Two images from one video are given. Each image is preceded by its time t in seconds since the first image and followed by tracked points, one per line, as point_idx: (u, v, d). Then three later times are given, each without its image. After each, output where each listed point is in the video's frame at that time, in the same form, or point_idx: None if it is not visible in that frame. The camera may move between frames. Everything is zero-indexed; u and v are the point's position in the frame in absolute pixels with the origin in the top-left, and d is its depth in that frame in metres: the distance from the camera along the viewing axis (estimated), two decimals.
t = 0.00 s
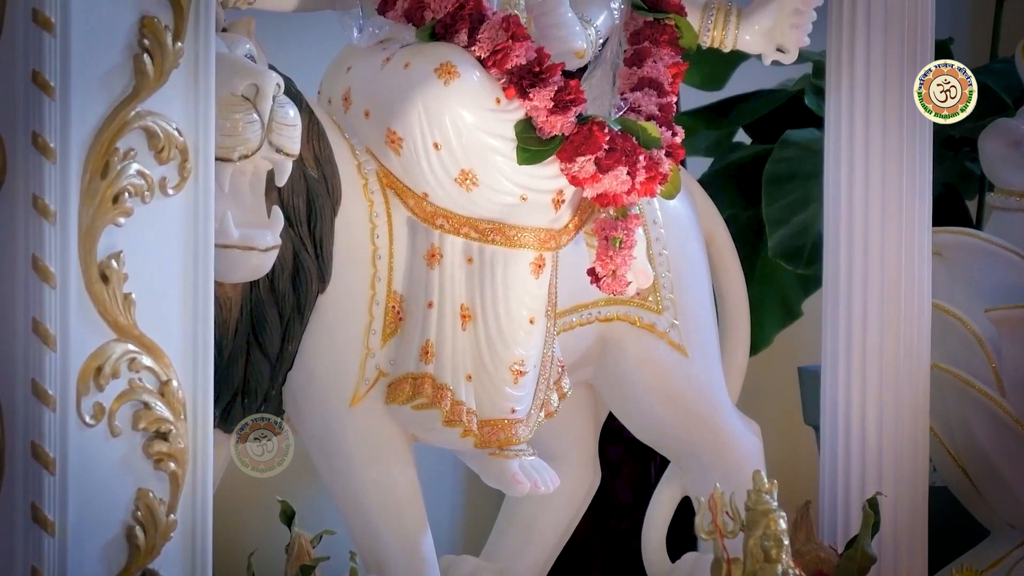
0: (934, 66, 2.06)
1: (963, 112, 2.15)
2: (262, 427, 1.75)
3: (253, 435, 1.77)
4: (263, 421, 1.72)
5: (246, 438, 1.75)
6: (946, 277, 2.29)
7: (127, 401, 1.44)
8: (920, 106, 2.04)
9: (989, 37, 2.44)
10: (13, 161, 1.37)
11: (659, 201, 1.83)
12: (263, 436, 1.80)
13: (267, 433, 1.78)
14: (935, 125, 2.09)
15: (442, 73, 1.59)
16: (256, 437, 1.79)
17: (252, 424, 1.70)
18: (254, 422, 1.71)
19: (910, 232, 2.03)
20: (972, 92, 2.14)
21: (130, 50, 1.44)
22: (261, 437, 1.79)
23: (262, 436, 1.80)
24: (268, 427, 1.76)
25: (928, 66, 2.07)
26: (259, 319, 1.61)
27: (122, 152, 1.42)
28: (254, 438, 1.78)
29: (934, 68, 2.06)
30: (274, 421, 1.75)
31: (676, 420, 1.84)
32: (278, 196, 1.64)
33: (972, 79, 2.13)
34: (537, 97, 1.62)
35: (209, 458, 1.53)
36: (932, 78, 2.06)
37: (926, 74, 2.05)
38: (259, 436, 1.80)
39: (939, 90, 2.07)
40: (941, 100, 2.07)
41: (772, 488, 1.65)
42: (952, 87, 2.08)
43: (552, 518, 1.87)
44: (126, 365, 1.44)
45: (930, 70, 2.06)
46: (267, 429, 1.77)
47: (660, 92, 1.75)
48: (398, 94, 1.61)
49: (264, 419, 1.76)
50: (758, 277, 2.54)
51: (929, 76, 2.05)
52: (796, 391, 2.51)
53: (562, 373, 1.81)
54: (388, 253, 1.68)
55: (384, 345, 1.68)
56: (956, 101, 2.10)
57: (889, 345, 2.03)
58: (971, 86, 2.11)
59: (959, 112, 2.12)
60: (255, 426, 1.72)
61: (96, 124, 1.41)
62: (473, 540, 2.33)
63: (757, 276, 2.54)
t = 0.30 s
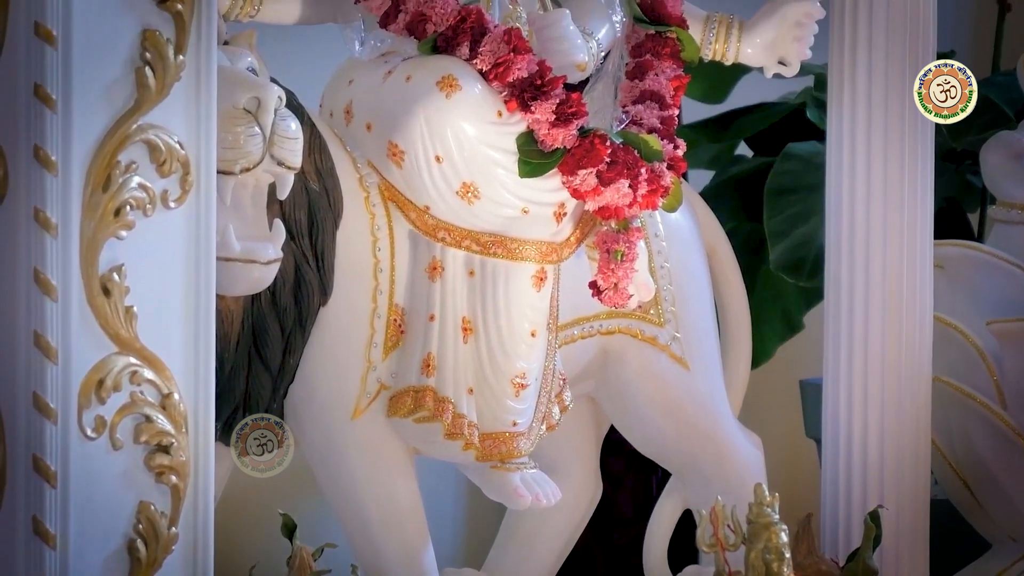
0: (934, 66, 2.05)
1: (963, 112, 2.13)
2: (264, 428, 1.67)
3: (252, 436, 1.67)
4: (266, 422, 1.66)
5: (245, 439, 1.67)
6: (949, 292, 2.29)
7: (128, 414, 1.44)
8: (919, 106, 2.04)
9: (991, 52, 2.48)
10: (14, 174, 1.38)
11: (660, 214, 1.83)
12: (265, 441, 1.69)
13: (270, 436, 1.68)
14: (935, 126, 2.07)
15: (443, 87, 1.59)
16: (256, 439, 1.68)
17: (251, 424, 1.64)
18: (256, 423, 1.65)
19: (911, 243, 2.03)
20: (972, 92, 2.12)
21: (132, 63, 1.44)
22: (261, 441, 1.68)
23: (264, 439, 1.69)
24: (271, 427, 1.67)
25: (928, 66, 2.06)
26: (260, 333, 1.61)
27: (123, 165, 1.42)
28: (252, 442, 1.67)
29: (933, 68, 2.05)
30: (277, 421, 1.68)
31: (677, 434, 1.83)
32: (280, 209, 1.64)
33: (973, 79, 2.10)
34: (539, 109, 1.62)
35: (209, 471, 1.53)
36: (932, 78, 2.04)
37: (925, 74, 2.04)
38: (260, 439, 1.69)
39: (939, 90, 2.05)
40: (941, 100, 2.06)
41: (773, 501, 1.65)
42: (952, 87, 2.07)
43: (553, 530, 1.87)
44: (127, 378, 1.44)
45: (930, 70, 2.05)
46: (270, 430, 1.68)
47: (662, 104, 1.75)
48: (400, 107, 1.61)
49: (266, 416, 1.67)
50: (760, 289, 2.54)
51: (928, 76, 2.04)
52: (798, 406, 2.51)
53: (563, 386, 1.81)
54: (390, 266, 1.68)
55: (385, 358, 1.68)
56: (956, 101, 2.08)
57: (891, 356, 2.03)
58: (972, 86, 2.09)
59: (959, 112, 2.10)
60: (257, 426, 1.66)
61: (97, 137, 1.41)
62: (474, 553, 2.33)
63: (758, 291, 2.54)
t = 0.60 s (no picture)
0: (934, 66, 2.04)
1: (963, 112, 2.10)
2: (263, 427, 1.62)
3: (252, 437, 1.62)
4: (264, 420, 1.62)
5: (244, 439, 1.62)
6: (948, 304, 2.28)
7: (128, 430, 1.44)
8: (919, 106, 2.03)
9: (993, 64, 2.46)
10: (15, 189, 1.38)
11: (661, 229, 1.83)
12: (266, 442, 1.63)
13: (269, 435, 1.62)
14: (936, 125, 2.06)
15: (445, 101, 1.59)
16: (256, 440, 1.62)
17: (249, 421, 1.62)
18: (254, 422, 1.62)
19: (912, 256, 2.03)
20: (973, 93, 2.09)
21: (133, 78, 1.44)
22: (260, 440, 1.62)
23: (265, 442, 1.63)
24: (270, 425, 1.63)
25: (928, 66, 2.05)
26: (261, 348, 1.62)
27: (124, 180, 1.42)
28: (250, 441, 1.62)
29: (933, 67, 2.04)
30: (278, 422, 1.63)
31: (679, 448, 1.83)
32: (281, 225, 1.64)
33: (973, 79, 2.08)
34: (540, 124, 1.61)
35: (209, 485, 1.53)
36: (932, 77, 2.04)
37: (925, 74, 2.03)
38: (260, 440, 1.62)
39: (939, 90, 2.04)
40: (941, 100, 2.05)
41: (774, 516, 1.65)
42: (952, 87, 2.05)
43: (555, 545, 1.87)
44: (127, 394, 1.44)
45: (930, 70, 2.04)
46: (270, 430, 1.63)
47: (663, 120, 1.75)
48: (401, 122, 1.61)
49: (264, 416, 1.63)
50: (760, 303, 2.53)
51: (928, 76, 2.04)
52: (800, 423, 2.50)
53: (564, 401, 1.81)
54: (391, 281, 1.68)
55: (386, 373, 1.68)
56: (956, 101, 2.06)
57: (891, 368, 2.03)
58: (972, 86, 2.07)
59: (959, 113, 2.08)
60: (256, 426, 1.63)
61: (99, 152, 1.41)
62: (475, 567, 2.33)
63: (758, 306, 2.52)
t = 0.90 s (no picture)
0: (934, 66, 2.04)
1: (963, 113, 2.11)
2: (263, 427, 1.61)
3: (252, 437, 1.61)
4: (265, 420, 1.61)
5: (244, 440, 1.61)
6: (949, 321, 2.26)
7: (130, 444, 1.44)
8: (919, 106, 2.03)
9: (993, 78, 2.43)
10: (16, 204, 1.38)
11: (662, 244, 1.82)
12: (266, 442, 1.61)
13: (269, 435, 1.61)
14: (936, 126, 2.06)
15: (446, 116, 1.59)
16: (256, 440, 1.61)
17: (248, 422, 1.61)
18: (254, 422, 1.61)
19: (914, 269, 2.03)
20: (972, 93, 2.10)
21: (134, 93, 1.44)
22: (260, 440, 1.60)
23: (265, 442, 1.61)
24: (270, 425, 1.61)
25: (928, 67, 2.05)
26: (263, 363, 1.62)
27: (125, 195, 1.42)
28: (250, 441, 1.60)
29: (933, 68, 2.04)
30: (278, 421, 1.62)
31: (680, 463, 1.83)
32: (282, 240, 1.64)
33: (972, 80, 2.09)
34: (541, 139, 1.61)
35: (211, 499, 1.53)
36: (932, 78, 2.04)
37: (925, 74, 2.03)
38: (260, 440, 1.61)
39: (939, 90, 2.04)
40: (941, 100, 2.05)
41: (775, 531, 1.65)
42: (952, 87, 2.05)
43: (556, 559, 1.87)
44: (129, 409, 1.44)
45: (930, 70, 2.04)
46: (270, 430, 1.61)
47: (664, 134, 1.75)
48: (402, 137, 1.61)
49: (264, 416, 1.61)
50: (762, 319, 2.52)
51: (928, 76, 2.04)
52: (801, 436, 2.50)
53: (566, 415, 1.81)
54: (392, 295, 1.68)
55: (388, 388, 1.68)
56: (956, 102, 2.06)
57: (893, 380, 2.03)
58: (972, 86, 2.08)
59: (960, 113, 2.08)
60: (257, 426, 1.61)
61: (100, 167, 1.41)
62: None
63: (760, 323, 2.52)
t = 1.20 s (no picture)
0: (934, 66, 2.04)
1: (963, 112, 2.10)
2: (263, 427, 1.61)
3: (252, 437, 1.60)
4: (265, 420, 1.61)
5: (244, 439, 1.60)
6: (952, 337, 2.28)
7: (133, 461, 1.44)
8: (919, 105, 2.03)
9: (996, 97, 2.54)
10: (19, 221, 1.38)
11: (665, 260, 1.83)
12: (266, 442, 1.61)
13: (269, 435, 1.60)
14: (936, 126, 2.05)
15: (448, 132, 1.59)
16: (256, 440, 1.61)
17: (248, 422, 1.60)
18: (254, 422, 1.60)
19: (917, 283, 2.03)
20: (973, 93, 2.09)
21: (136, 109, 1.44)
22: (261, 441, 1.60)
23: (265, 442, 1.61)
24: (270, 425, 1.61)
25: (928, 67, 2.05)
26: (265, 380, 1.61)
27: (128, 212, 1.42)
28: (251, 441, 1.60)
29: (934, 67, 2.04)
30: (278, 421, 1.62)
31: (683, 479, 1.83)
32: (285, 256, 1.64)
33: (972, 79, 2.08)
34: (543, 155, 1.61)
35: (214, 515, 1.53)
36: (932, 77, 2.03)
37: (925, 74, 2.03)
38: (260, 440, 1.61)
39: (939, 90, 2.03)
40: (941, 100, 2.04)
41: (778, 547, 1.65)
42: (952, 87, 2.04)
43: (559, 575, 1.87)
44: (131, 425, 1.43)
45: (930, 70, 2.03)
46: (270, 430, 1.61)
47: (667, 151, 1.75)
48: (405, 153, 1.61)
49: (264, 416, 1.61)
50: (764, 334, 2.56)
51: (928, 76, 2.03)
52: (802, 450, 2.54)
53: (568, 431, 1.81)
54: (394, 311, 1.68)
55: (390, 404, 1.68)
56: (956, 101, 2.05)
57: (895, 393, 2.03)
58: (972, 86, 2.07)
59: (959, 113, 2.07)
60: (257, 426, 1.60)
61: (102, 183, 1.41)
62: None
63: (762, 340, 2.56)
